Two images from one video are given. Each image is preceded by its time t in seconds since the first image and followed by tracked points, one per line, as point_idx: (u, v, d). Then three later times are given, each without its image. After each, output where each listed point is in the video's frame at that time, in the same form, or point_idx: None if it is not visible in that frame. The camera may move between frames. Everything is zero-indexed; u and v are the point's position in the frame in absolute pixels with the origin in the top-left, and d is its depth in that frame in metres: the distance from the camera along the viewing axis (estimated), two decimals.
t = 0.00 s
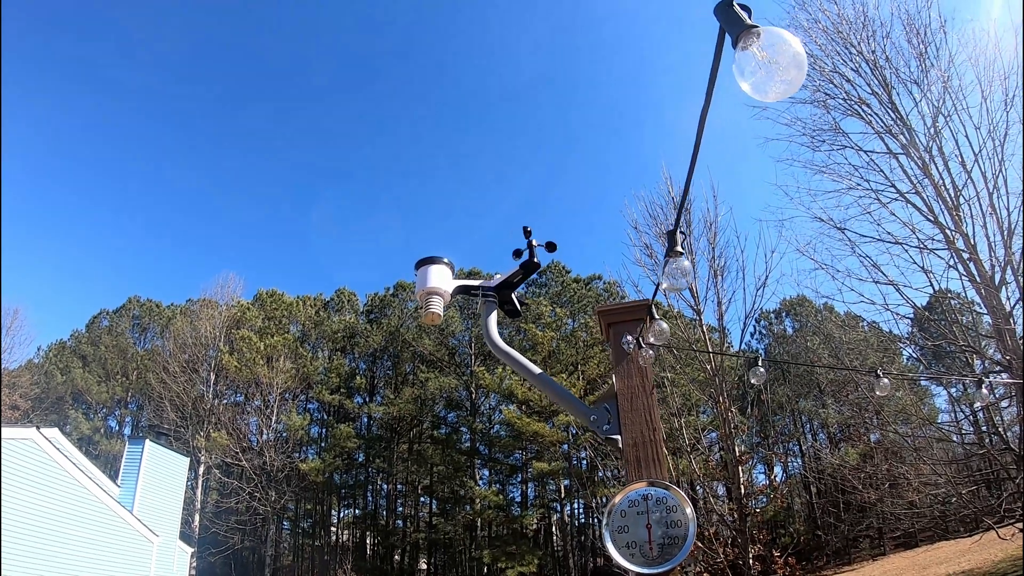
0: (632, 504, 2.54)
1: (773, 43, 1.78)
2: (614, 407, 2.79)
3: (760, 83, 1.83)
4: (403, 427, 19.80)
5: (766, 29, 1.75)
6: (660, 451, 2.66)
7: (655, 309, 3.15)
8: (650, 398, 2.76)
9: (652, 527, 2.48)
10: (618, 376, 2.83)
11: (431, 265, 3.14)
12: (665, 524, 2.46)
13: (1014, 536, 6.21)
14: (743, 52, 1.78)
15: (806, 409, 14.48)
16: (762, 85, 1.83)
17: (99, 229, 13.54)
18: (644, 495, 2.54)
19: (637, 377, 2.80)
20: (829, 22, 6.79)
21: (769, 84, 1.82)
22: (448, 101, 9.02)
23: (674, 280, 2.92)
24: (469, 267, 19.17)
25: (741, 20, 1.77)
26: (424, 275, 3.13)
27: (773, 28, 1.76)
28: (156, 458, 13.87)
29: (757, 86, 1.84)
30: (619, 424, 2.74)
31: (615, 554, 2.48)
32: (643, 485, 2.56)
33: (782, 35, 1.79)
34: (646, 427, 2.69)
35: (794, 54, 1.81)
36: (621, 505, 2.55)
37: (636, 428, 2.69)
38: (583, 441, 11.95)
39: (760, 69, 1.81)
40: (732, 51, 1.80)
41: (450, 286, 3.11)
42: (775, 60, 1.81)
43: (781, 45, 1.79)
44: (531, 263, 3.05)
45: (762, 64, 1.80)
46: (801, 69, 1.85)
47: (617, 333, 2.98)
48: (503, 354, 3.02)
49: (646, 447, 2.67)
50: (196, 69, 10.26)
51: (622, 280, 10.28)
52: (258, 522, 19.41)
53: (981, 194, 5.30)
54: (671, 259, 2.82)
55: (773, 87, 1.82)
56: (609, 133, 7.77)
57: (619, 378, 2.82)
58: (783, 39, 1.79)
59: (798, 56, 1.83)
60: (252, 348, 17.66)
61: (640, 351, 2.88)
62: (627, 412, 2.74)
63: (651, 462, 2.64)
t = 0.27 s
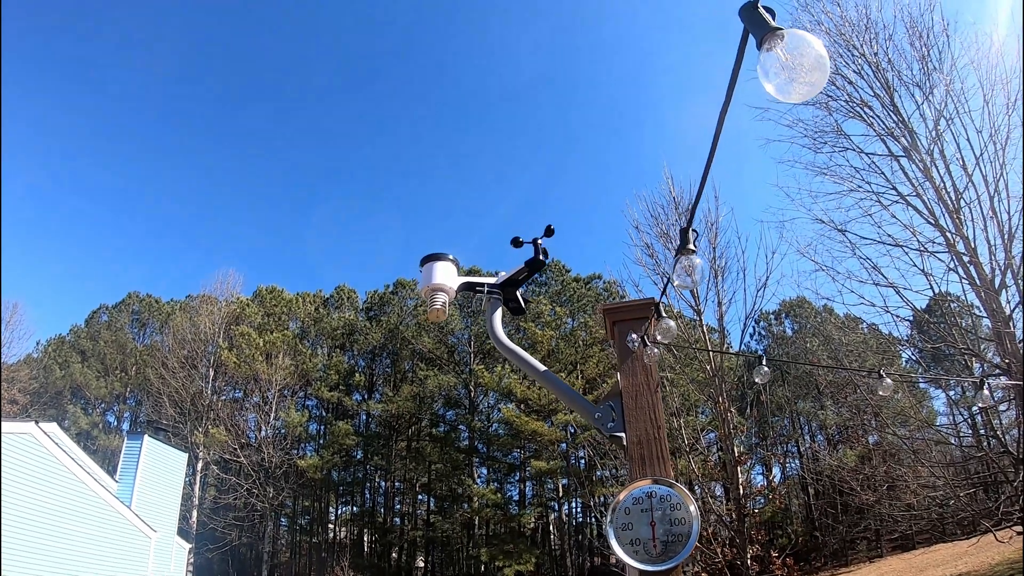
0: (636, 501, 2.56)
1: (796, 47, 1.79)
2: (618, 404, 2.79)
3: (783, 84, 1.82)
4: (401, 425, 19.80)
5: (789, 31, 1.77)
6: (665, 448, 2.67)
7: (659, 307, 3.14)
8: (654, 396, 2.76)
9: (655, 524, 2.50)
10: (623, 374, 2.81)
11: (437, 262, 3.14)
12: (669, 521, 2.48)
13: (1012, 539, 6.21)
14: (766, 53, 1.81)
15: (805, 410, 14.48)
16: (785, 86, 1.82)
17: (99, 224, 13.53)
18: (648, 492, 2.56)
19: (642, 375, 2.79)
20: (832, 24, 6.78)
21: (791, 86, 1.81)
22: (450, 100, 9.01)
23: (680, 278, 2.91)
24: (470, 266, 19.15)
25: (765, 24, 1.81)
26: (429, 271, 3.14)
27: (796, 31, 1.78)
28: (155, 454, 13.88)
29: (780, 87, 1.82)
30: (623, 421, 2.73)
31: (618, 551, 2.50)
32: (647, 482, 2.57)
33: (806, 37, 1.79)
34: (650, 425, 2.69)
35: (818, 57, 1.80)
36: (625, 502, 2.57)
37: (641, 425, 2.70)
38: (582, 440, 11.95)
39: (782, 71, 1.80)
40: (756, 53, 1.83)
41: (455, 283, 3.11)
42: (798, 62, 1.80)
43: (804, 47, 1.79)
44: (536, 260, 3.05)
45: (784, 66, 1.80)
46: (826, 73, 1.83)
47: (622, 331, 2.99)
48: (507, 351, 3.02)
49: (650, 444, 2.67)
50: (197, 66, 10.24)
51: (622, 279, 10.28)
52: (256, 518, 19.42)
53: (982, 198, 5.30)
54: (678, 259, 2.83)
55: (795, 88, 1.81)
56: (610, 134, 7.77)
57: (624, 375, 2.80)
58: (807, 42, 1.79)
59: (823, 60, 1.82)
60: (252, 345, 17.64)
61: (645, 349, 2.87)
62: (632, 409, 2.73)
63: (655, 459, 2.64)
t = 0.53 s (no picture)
0: (631, 501, 2.57)
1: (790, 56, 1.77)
2: (615, 405, 2.80)
3: (776, 93, 1.80)
4: (398, 423, 19.80)
5: (782, 41, 1.75)
6: (660, 449, 2.68)
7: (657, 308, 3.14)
8: (650, 397, 2.77)
9: (649, 524, 2.51)
10: (619, 375, 2.82)
11: (436, 261, 3.14)
12: (663, 521, 2.49)
13: (1006, 544, 6.23)
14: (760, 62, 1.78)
15: (801, 413, 14.50)
16: (774, 96, 1.80)
17: (96, 219, 13.51)
18: (643, 492, 2.57)
19: (638, 376, 2.79)
20: (832, 28, 6.77)
21: (781, 96, 1.79)
22: (450, 99, 9.02)
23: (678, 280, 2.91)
24: (468, 265, 19.14)
25: (757, 32, 1.78)
26: (428, 271, 3.14)
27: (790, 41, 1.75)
28: (151, 449, 13.86)
29: (773, 96, 1.81)
30: (619, 422, 2.73)
31: (613, 550, 2.51)
32: (642, 482, 2.58)
33: (797, 48, 1.78)
34: (646, 425, 2.70)
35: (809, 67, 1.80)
36: (620, 501, 2.58)
37: (636, 425, 2.71)
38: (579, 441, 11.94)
39: (772, 81, 1.78)
40: (748, 61, 1.79)
41: (454, 282, 3.11)
42: (790, 71, 1.78)
43: (795, 56, 1.77)
44: (535, 261, 3.05)
45: (776, 76, 1.77)
46: (813, 84, 1.83)
47: (619, 332, 2.99)
48: (505, 351, 3.02)
49: (645, 444, 2.68)
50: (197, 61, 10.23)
51: (621, 281, 10.28)
52: (251, 515, 19.41)
53: (981, 204, 5.30)
54: (677, 262, 2.84)
55: (788, 98, 1.79)
56: (611, 135, 7.78)
57: (620, 376, 2.81)
58: (798, 52, 1.78)
59: (812, 70, 1.82)
60: (249, 342, 17.63)
61: (641, 350, 2.87)
62: (628, 409, 2.74)
63: (650, 460, 2.65)
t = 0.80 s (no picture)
0: (628, 505, 2.57)
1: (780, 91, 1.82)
2: (614, 410, 2.82)
3: (766, 127, 1.86)
4: (399, 423, 19.83)
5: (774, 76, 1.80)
6: (658, 454, 2.70)
7: (657, 315, 3.16)
8: (649, 402, 2.79)
9: (647, 528, 2.52)
10: (619, 380, 2.85)
11: (439, 265, 3.16)
12: (660, 525, 2.50)
13: (1005, 550, 6.23)
14: (752, 96, 1.83)
15: (802, 418, 14.50)
16: (765, 130, 1.87)
17: (99, 216, 13.54)
18: (641, 496, 2.57)
19: (638, 382, 2.82)
20: (837, 33, 6.79)
21: (772, 129, 1.86)
22: (455, 100, 9.05)
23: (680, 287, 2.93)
24: (471, 266, 19.17)
25: (751, 66, 1.82)
26: (431, 275, 3.15)
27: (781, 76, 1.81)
28: (153, 446, 13.90)
29: (762, 130, 1.87)
30: (619, 427, 2.76)
31: (610, 553, 2.52)
32: (639, 487, 2.59)
33: (787, 82, 1.84)
34: (645, 431, 2.72)
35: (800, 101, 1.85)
36: (618, 505, 2.58)
37: (635, 430, 2.73)
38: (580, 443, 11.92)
39: (763, 116, 1.85)
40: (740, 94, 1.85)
41: (456, 287, 3.14)
42: (780, 105, 1.85)
43: (785, 90, 1.83)
44: (537, 266, 3.08)
45: (766, 110, 1.84)
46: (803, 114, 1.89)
47: (619, 338, 3.01)
48: (507, 356, 3.04)
49: (644, 449, 2.70)
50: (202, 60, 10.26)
51: (623, 284, 10.29)
52: (252, 513, 19.43)
53: (984, 210, 5.31)
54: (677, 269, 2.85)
55: (777, 131, 1.86)
56: (615, 137, 7.82)
57: (620, 382, 2.84)
58: (788, 86, 1.84)
59: (802, 104, 1.88)
60: (252, 340, 17.66)
61: (641, 356, 2.89)
62: (627, 415, 2.76)
63: (648, 465, 2.67)
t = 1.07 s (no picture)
0: (629, 508, 2.57)
1: (769, 97, 1.82)
2: (615, 414, 2.82)
3: (756, 132, 1.85)
4: (404, 425, 19.84)
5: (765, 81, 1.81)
6: (659, 458, 2.69)
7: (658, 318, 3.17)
8: (651, 405, 2.78)
9: (648, 532, 2.52)
10: (620, 383, 2.85)
11: (441, 269, 3.16)
12: (661, 529, 2.50)
13: (1011, 555, 6.20)
14: (742, 100, 1.83)
15: (808, 421, 14.46)
16: (756, 134, 1.86)
17: (103, 217, 13.57)
18: (641, 500, 2.57)
19: (639, 385, 2.83)
20: (841, 35, 6.79)
21: (763, 134, 1.85)
22: (458, 101, 9.07)
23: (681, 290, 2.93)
24: (475, 268, 19.17)
25: (742, 71, 1.83)
26: (433, 278, 3.16)
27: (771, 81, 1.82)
28: (158, 447, 13.93)
29: (753, 135, 1.86)
30: (620, 430, 2.77)
31: (611, 557, 2.51)
32: (640, 490, 2.58)
33: (778, 88, 1.84)
34: (646, 434, 2.72)
35: (790, 108, 1.85)
36: (619, 509, 2.58)
37: (636, 434, 2.72)
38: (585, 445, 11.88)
39: (755, 120, 1.84)
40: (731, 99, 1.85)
41: (459, 290, 3.14)
42: (771, 110, 1.84)
43: (776, 96, 1.83)
44: (539, 270, 3.08)
45: (758, 115, 1.83)
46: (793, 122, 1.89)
47: (620, 341, 3.00)
48: (509, 359, 3.05)
49: (645, 453, 2.69)
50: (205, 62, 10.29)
51: (627, 286, 10.27)
52: (256, 515, 19.43)
53: (989, 212, 5.29)
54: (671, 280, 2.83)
55: (768, 135, 1.85)
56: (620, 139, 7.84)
57: (622, 385, 2.85)
58: (778, 92, 1.84)
59: (794, 110, 1.88)
60: (256, 341, 17.69)
61: (643, 359, 2.89)
62: (628, 418, 2.76)
63: (649, 468, 2.66)
